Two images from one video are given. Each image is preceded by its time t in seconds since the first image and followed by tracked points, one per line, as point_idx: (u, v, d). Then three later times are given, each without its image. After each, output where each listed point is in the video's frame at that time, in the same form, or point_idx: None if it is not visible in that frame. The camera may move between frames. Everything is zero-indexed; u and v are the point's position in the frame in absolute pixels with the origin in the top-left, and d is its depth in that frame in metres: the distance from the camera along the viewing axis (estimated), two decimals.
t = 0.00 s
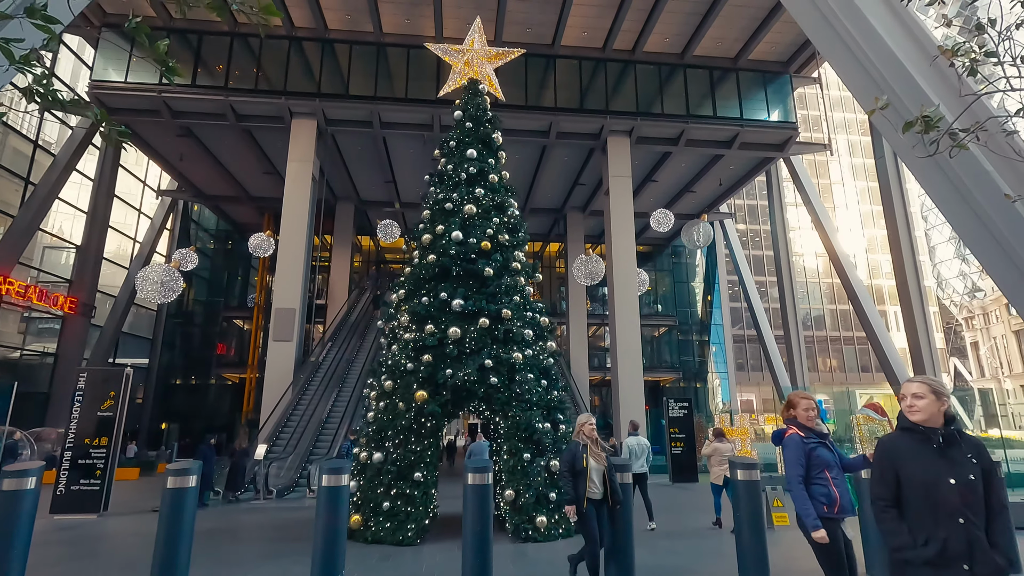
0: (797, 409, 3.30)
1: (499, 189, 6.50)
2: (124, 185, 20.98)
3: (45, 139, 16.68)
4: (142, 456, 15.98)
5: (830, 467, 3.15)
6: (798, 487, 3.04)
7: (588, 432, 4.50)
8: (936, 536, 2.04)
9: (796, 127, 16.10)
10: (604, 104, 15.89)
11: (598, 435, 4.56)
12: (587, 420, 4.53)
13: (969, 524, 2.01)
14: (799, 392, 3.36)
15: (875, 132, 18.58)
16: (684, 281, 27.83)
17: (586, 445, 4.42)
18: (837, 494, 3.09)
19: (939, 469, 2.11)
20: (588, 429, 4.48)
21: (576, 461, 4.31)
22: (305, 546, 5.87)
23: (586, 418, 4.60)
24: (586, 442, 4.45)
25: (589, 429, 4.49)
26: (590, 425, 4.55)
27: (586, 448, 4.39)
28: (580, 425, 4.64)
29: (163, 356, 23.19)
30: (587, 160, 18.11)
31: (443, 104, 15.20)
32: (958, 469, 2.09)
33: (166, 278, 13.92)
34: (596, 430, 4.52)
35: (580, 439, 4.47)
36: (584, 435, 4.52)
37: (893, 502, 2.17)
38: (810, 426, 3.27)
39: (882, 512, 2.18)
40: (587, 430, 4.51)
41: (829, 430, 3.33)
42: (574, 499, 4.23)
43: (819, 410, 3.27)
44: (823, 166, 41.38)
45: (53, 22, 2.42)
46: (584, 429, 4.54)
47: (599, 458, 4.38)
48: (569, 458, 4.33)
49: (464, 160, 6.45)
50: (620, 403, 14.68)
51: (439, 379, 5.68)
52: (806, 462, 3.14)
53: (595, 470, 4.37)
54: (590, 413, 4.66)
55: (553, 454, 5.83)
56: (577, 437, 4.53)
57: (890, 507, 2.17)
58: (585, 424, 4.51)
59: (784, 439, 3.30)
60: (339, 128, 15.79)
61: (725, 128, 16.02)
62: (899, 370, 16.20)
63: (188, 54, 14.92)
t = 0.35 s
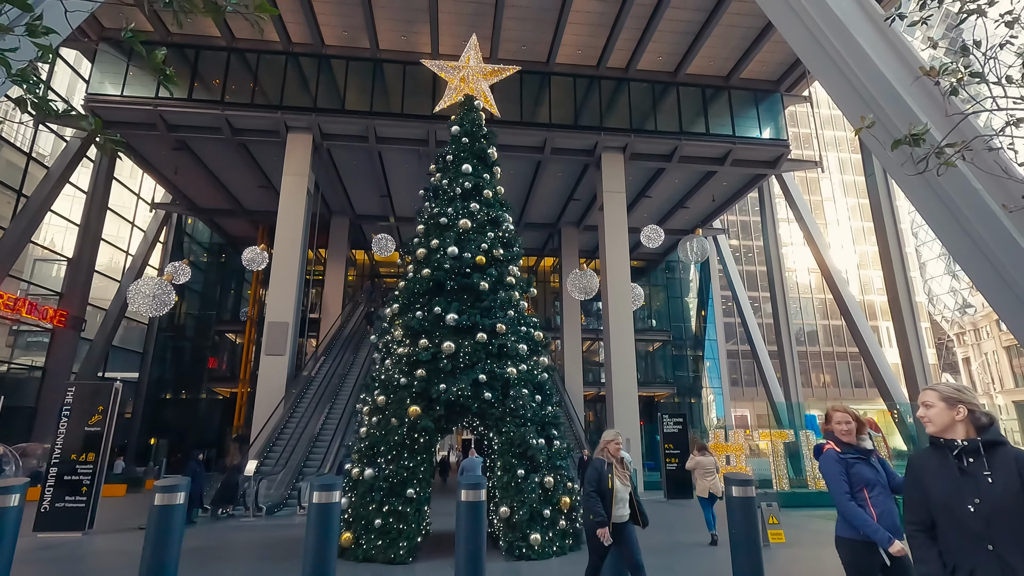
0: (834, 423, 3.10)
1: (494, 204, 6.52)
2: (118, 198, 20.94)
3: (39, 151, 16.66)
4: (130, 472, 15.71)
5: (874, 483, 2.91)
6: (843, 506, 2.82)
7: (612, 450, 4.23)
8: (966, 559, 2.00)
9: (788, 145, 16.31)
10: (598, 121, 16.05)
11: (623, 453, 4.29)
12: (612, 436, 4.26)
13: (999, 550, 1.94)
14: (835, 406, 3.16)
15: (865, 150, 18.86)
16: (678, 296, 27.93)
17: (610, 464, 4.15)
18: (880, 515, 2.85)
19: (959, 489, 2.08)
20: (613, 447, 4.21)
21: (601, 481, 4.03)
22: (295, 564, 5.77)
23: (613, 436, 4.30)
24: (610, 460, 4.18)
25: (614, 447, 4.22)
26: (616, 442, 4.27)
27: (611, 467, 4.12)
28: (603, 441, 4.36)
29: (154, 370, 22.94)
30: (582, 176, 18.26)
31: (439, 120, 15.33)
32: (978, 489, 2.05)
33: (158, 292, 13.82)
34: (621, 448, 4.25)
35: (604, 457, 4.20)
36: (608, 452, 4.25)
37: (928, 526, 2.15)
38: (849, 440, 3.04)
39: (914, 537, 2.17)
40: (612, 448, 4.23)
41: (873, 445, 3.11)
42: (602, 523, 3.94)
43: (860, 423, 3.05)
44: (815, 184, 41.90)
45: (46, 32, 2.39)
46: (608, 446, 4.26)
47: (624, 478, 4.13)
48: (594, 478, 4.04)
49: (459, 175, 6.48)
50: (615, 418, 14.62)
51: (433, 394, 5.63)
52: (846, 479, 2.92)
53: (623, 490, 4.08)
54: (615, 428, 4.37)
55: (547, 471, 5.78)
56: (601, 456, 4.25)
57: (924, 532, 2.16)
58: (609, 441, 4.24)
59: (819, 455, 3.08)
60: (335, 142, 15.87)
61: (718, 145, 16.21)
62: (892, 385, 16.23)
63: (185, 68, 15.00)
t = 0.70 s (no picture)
0: (881, 432, 2.59)
1: (491, 218, 6.54)
2: (116, 211, 20.95)
3: (37, 164, 16.68)
4: (121, 487, 15.49)
5: (924, 502, 2.38)
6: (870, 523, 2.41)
7: (647, 459, 3.98)
8: None
9: (783, 161, 16.47)
10: (595, 136, 16.19)
11: (657, 463, 4.05)
12: (646, 444, 4.02)
13: None
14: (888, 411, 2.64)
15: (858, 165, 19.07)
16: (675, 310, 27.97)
17: (645, 473, 3.92)
18: (930, 539, 2.33)
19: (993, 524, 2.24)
20: (648, 457, 3.97)
21: (633, 490, 3.80)
22: None
23: (648, 442, 4.09)
24: (644, 469, 3.95)
25: (650, 457, 3.98)
26: (651, 451, 4.03)
27: (645, 476, 3.90)
28: (637, 449, 4.12)
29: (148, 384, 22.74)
30: (579, 190, 18.37)
31: (437, 134, 15.44)
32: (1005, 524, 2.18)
33: (154, 305, 13.77)
34: (657, 457, 4.01)
35: (637, 466, 3.95)
36: (642, 460, 3.99)
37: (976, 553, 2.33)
38: (900, 453, 2.53)
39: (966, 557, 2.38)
40: (647, 457, 3.98)
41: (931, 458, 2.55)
42: (635, 535, 3.73)
43: (911, 432, 2.52)
44: (810, 199, 42.23)
45: (48, 48, 2.39)
46: (643, 454, 4.02)
47: (659, 489, 3.94)
48: (626, 486, 3.82)
49: (457, 190, 6.50)
50: (612, 433, 14.52)
51: (429, 409, 5.58)
52: (885, 495, 2.46)
53: (655, 501, 3.94)
54: (650, 436, 4.13)
55: (545, 486, 5.72)
56: (634, 463, 4.00)
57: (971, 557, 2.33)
58: (645, 450, 3.99)
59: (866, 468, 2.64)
60: (333, 156, 15.94)
61: (713, 161, 16.36)
62: (890, 400, 16.20)
63: (185, 83, 15.09)
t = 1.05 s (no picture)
0: (928, 449, 2.71)
1: (491, 230, 6.55)
2: (116, 222, 21.00)
3: (38, 176, 16.75)
4: (117, 501, 15.34)
5: (964, 524, 2.54)
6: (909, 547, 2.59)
7: (682, 478, 3.83)
8: None
9: (781, 174, 16.55)
10: (594, 149, 16.29)
11: (694, 483, 3.90)
12: (680, 462, 3.87)
13: None
14: (932, 428, 2.76)
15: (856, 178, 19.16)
16: (675, 322, 27.95)
17: (680, 494, 3.76)
18: (973, 561, 2.47)
19: None
20: (684, 476, 3.81)
21: (671, 516, 3.66)
22: None
23: (679, 458, 3.94)
24: (680, 491, 3.79)
25: (684, 476, 3.82)
26: (685, 469, 3.88)
27: (681, 498, 3.73)
28: (672, 466, 3.98)
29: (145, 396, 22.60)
30: (578, 203, 18.46)
31: (437, 147, 15.52)
32: None
33: (152, 316, 13.73)
34: (692, 476, 3.86)
35: (672, 486, 3.83)
36: (677, 480, 3.87)
37: None
38: (947, 469, 2.65)
39: None
40: (682, 477, 3.83)
41: (978, 477, 2.63)
42: (671, 567, 3.58)
43: (959, 450, 2.64)
44: (808, 211, 42.44)
45: (46, 58, 2.36)
46: (677, 474, 3.86)
47: (697, 512, 3.77)
48: (663, 511, 3.69)
49: (457, 202, 6.52)
50: (611, 446, 14.44)
51: (428, 422, 5.53)
52: (928, 516, 2.63)
53: (696, 527, 3.73)
54: (683, 453, 3.98)
55: (544, 500, 5.66)
56: (668, 484, 3.86)
57: None
58: (679, 469, 3.84)
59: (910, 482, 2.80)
60: (333, 168, 16.01)
61: (711, 173, 16.45)
62: (891, 413, 16.12)
63: (186, 95, 15.19)
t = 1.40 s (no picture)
0: (967, 450, 2.46)
1: (491, 240, 6.55)
2: (116, 232, 21.04)
3: (39, 186, 16.79)
4: (113, 512, 15.19)
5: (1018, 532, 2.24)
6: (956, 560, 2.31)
7: (720, 484, 3.33)
8: None
9: (780, 184, 16.62)
10: (593, 159, 16.36)
11: (732, 489, 3.38)
12: (718, 466, 3.36)
13: None
14: (969, 427, 2.52)
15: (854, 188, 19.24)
16: (675, 332, 27.92)
17: (717, 499, 3.24)
18: None
19: None
20: (722, 481, 3.31)
21: (709, 522, 3.12)
22: None
23: (716, 460, 3.42)
24: (716, 496, 3.28)
25: (722, 479, 3.32)
26: (723, 473, 3.37)
27: (719, 504, 3.22)
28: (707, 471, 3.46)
29: (143, 406, 22.49)
30: (577, 213, 18.51)
31: (437, 157, 15.59)
32: None
33: (151, 325, 13.70)
34: (732, 482, 3.35)
35: (709, 491, 3.31)
36: (713, 485, 3.35)
37: None
38: (991, 473, 2.39)
39: None
40: (720, 482, 3.33)
41: None
42: None
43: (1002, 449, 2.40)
44: (807, 221, 42.59)
45: (48, 68, 2.36)
46: (715, 479, 3.34)
47: (736, 520, 3.23)
48: (699, 515, 3.16)
49: (457, 211, 6.52)
50: (612, 458, 14.37)
51: (427, 432, 5.49)
52: (973, 526, 2.34)
53: (734, 537, 3.20)
54: (721, 456, 3.47)
55: (544, 511, 5.60)
56: (703, 488, 3.34)
57: None
58: (717, 473, 3.34)
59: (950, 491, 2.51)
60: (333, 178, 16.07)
61: (711, 184, 16.51)
62: (892, 424, 16.04)
63: (188, 105, 15.27)
